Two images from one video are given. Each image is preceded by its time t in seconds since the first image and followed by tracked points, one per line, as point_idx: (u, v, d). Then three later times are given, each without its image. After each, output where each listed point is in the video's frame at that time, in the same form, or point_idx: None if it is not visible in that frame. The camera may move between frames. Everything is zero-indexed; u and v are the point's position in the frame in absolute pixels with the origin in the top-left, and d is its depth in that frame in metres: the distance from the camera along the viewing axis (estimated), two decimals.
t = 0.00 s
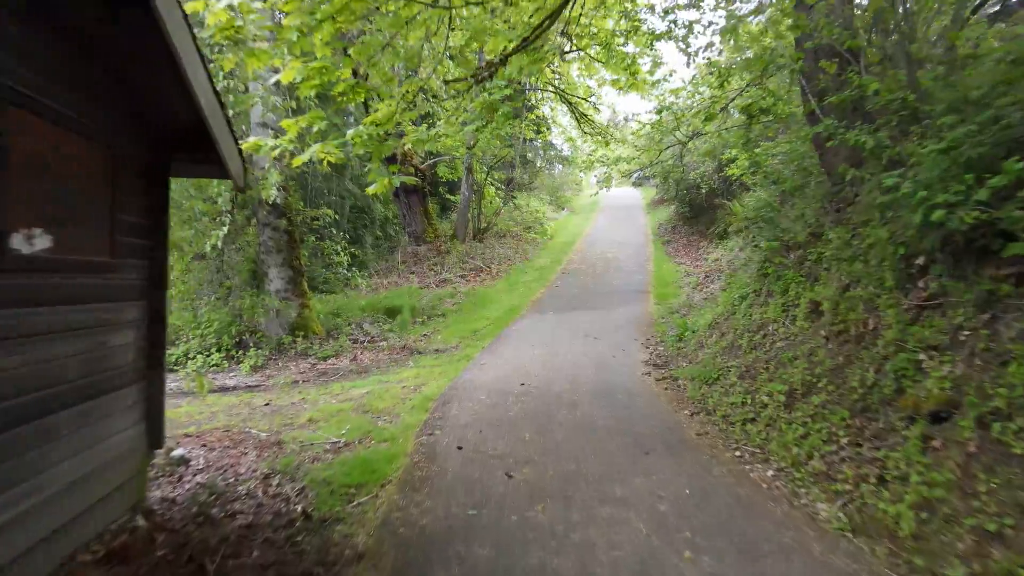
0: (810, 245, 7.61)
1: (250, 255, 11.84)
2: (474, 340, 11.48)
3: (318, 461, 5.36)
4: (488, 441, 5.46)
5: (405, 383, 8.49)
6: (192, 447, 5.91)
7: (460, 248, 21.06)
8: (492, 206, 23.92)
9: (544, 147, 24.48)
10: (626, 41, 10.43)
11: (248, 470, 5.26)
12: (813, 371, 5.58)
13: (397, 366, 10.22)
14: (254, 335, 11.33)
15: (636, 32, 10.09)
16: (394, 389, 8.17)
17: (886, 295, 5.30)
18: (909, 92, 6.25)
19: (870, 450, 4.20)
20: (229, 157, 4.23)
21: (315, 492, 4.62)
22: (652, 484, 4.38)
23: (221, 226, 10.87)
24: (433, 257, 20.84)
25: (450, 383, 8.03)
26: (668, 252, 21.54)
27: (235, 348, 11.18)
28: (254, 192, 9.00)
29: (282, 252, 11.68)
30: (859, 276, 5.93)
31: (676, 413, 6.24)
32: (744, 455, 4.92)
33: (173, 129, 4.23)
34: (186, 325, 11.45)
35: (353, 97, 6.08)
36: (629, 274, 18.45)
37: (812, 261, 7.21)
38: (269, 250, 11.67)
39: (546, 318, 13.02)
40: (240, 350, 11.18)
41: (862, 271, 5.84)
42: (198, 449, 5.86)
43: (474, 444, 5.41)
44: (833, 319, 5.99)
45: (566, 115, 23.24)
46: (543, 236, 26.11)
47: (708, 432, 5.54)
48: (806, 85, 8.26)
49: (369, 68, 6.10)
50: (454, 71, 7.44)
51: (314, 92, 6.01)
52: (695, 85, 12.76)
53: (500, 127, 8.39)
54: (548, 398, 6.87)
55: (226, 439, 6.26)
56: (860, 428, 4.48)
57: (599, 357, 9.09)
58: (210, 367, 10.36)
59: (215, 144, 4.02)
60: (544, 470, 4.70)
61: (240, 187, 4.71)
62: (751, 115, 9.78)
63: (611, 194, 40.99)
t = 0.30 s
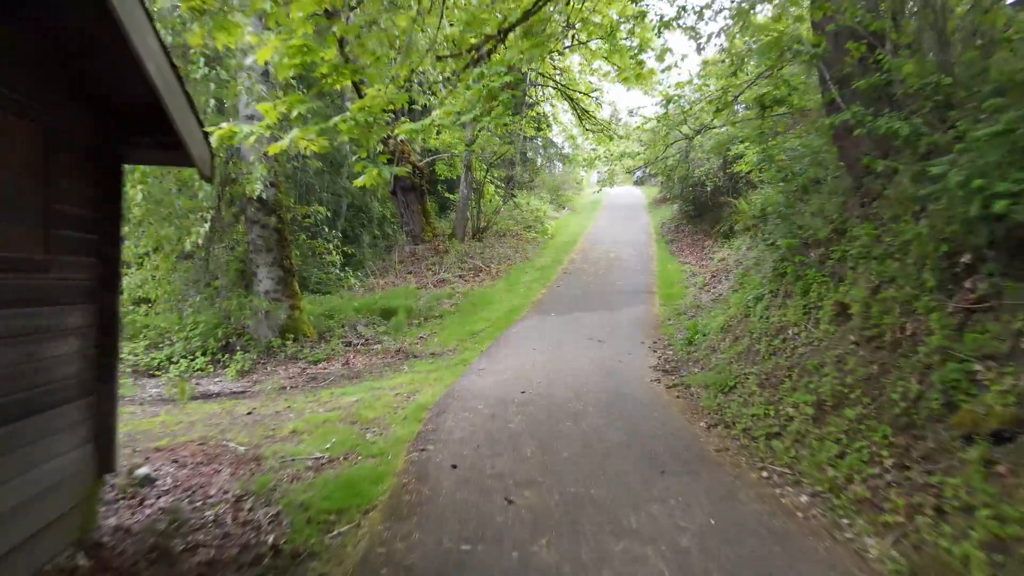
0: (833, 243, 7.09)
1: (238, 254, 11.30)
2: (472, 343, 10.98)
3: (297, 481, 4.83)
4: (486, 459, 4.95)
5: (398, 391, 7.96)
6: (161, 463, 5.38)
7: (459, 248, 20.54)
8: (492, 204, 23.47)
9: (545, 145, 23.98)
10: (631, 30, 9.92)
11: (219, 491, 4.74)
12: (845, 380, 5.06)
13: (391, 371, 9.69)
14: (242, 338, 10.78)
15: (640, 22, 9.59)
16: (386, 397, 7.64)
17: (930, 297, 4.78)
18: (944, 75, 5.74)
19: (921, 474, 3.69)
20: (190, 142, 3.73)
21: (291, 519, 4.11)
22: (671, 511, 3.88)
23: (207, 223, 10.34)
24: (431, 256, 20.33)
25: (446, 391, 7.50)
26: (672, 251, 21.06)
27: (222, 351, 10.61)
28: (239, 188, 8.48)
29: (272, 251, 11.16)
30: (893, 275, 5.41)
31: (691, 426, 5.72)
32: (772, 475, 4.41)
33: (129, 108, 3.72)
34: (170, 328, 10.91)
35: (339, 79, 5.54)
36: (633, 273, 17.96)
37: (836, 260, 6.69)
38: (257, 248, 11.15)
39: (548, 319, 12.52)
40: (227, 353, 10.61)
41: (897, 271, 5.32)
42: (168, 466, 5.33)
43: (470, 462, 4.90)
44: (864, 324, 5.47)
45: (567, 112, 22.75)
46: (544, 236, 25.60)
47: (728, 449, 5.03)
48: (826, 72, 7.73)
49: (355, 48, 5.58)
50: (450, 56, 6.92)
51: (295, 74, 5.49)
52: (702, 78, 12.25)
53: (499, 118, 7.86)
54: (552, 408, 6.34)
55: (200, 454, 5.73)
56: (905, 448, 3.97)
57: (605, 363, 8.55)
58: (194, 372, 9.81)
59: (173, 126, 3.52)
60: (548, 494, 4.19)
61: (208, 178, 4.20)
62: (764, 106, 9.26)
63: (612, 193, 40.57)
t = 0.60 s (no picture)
0: (860, 240, 6.50)
1: (223, 253, 10.74)
2: (470, 347, 10.42)
3: (267, 509, 4.25)
4: (482, 482, 4.40)
5: (388, 400, 7.38)
6: (117, 485, 4.80)
7: (457, 246, 19.97)
8: (491, 203, 23.08)
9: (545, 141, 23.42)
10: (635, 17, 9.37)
11: (177, 519, 4.16)
12: (887, 393, 4.49)
13: (382, 376, 9.12)
14: (227, 341, 10.20)
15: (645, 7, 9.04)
16: (374, 406, 7.05)
17: (986, 299, 4.20)
18: (990, 52, 5.17)
19: (995, 509, 3.12)
20: (134, 120, 3.24)
21: (254, 557, 3.53)
22: (698, 552, 3.32)
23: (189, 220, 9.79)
24: (428, 255, 19.77)
25: (441, 400, 6.93)
26: (676, 250, 20.50)
27: (205, 355, 10.03)
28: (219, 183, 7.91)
29: (258, 249, 10.60)
30: (938, 275, 4.83)
31: (711, 443, 5.14)
32: (810, 504, 3.84)
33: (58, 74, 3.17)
34: (150, 330, 10.32)
35: (318, 56, 4.96)
36: (638, 273, 17.40)
37: (866, 258, 6.11)
38: (243, 246, 10.58)
39: (550, 321, 11.96)
40: (210, 357, 10.04)
41: (944, 269, 4.73)
42: (124, 488, 4.75)
43: (464, 486, 4.34)
44: (904, 329, 4.89)
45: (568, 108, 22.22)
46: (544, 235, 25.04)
47: (755, 471, 4.46)
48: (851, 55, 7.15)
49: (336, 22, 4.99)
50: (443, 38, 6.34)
51: (269, 49, 4.91)
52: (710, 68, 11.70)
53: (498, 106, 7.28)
54: (556, 422, 5.78)
55: (163, 473, 5.15)
56: (971, 476, 3.40)
57: (611, 370, 7.98)
58: (173, 378, 9.22)
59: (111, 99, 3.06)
60: (553, 530, 3.62)
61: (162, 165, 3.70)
62: (781, 94, 8.68)
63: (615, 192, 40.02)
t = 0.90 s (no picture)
0: (898, 236, 5.87)
1: (205, 251, 10.12)
2: (467, 351, 9.81)
3: (225, 551, 3.61)
4: (477, 519, 3.77)
5: (376, 412, 6.75)
6: (55, 519, 4.15)
7: (455, 245, 19.36)
8: (491, 201, 22.46)
9: (546, 138, 22.83)
10: None
11: (116, 564, 3.50)
12: (948, 411, 3.86)
13: (372, 383, 8.50)
14: (208, 345, 9.65)
15: None
16: (360, 420, 6.41)
17: None
18: None
19: None
20: (41, 84, 2.67)
21: None
22: None
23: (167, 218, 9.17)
24: (425, 254, 19.15)
25: (433, 413, 6.30)
26: (681, 249, 19.92)
27: (184, 360, 9.45)
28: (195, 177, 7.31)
29: (242, 248, 10.01)
30: (1003, 275, 4.22)
31: (739, 468, 4.51)
32: (873, 554, 3.21)
33: None
34: (126, 333, 9.69)
35: (292, 25, 4.33)
36: (643, 273, 16.80)
37: (906, 256, 5.49)
38: (226, 244, 9.97)
39: (552, 323, 11.35)
40: (189, 363, 9.43)
41: (1014, 269, 4.11)
42: (63, 522, 4.10)
43: (456, 524, 3.73)
44: (963, 337, 4.26)
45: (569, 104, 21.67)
46: (545, 234, 24.45)
47: (796, 505, 3.83)
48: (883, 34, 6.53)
49: None
50: (436, 13, 5.77)
51: (235, 16, 4.28)
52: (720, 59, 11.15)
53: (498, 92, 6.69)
54: (560, 441, 5.15)
55: (113, 501, 4.50)
56: None
57: (619, 379, 7.36)
58: (148, 385, 8.58)
59: (3, 58, 2.47)
60: None
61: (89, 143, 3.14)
62: (802, 80, 8.06)
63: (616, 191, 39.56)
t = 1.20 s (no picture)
0: (944, 231, 5.24)
1: (185, 250, 9.51)
2: (464, 356, 9.18)
3: None
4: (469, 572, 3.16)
5: (362, 426, 6.10)
6: None
7: (453, 244, 18.71)
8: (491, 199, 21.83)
9: (547, 134, 22.21)
10: None
11: None
12: None
13: (361, 392, 7.85)
14: (186, 349, 9.09)
15: None
16: (343, 436, 5.76)
17: None
18: None
19: None
20: None
21: None
22: None
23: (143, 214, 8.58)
24: (423, 254, 18.50)
25: (424, 429, 5.66)
26: (686, 248, 19.29)
27: (159, 367, 8.82)
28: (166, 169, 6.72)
29: (223, 246, 9.40)
30: None
31: (777, 501, 3.88)
32: None
33: None
34: (99, 338, 9.04)
35: None
36: (648, 273, 16.18)
37: (957, 254, 4.86)
38: (206, 242, 9.35)
39: (555, 326, 10.72)
40: (165, 370, 8.78)
41: None
42: None
43: None
44: None
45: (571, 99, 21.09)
46: (545, 233, 23.82)
47: (853, 554, 3.20)
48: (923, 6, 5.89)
49: None
50: None
51: None
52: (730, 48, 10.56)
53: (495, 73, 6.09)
54: (566, 466, 4.53)
55: (48, 538, 3.84)
56: None
57: (628, 389, 6.73)
58: (119, 394, 7.95)
59: None
60: None
61: None
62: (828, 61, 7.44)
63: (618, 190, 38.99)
